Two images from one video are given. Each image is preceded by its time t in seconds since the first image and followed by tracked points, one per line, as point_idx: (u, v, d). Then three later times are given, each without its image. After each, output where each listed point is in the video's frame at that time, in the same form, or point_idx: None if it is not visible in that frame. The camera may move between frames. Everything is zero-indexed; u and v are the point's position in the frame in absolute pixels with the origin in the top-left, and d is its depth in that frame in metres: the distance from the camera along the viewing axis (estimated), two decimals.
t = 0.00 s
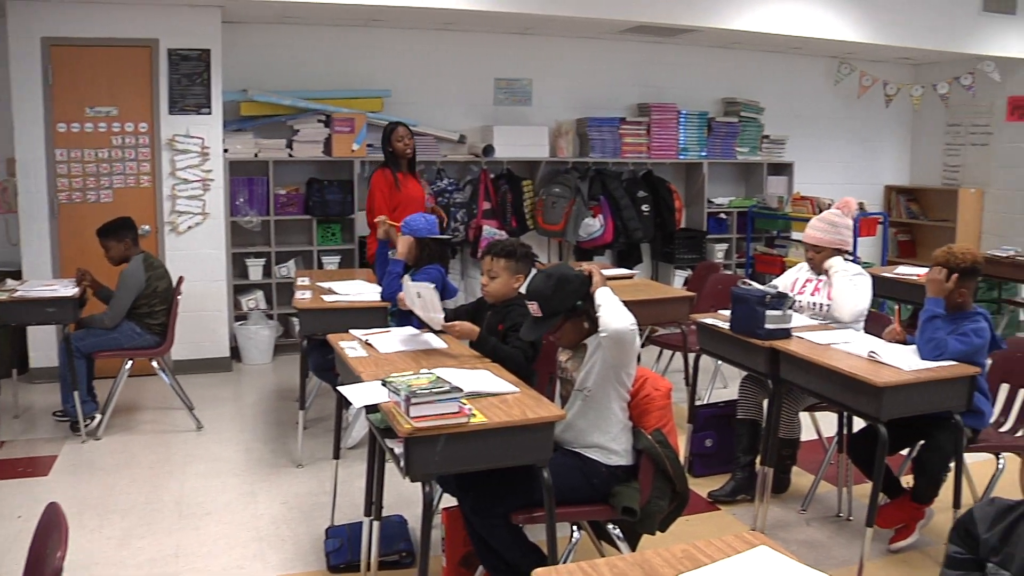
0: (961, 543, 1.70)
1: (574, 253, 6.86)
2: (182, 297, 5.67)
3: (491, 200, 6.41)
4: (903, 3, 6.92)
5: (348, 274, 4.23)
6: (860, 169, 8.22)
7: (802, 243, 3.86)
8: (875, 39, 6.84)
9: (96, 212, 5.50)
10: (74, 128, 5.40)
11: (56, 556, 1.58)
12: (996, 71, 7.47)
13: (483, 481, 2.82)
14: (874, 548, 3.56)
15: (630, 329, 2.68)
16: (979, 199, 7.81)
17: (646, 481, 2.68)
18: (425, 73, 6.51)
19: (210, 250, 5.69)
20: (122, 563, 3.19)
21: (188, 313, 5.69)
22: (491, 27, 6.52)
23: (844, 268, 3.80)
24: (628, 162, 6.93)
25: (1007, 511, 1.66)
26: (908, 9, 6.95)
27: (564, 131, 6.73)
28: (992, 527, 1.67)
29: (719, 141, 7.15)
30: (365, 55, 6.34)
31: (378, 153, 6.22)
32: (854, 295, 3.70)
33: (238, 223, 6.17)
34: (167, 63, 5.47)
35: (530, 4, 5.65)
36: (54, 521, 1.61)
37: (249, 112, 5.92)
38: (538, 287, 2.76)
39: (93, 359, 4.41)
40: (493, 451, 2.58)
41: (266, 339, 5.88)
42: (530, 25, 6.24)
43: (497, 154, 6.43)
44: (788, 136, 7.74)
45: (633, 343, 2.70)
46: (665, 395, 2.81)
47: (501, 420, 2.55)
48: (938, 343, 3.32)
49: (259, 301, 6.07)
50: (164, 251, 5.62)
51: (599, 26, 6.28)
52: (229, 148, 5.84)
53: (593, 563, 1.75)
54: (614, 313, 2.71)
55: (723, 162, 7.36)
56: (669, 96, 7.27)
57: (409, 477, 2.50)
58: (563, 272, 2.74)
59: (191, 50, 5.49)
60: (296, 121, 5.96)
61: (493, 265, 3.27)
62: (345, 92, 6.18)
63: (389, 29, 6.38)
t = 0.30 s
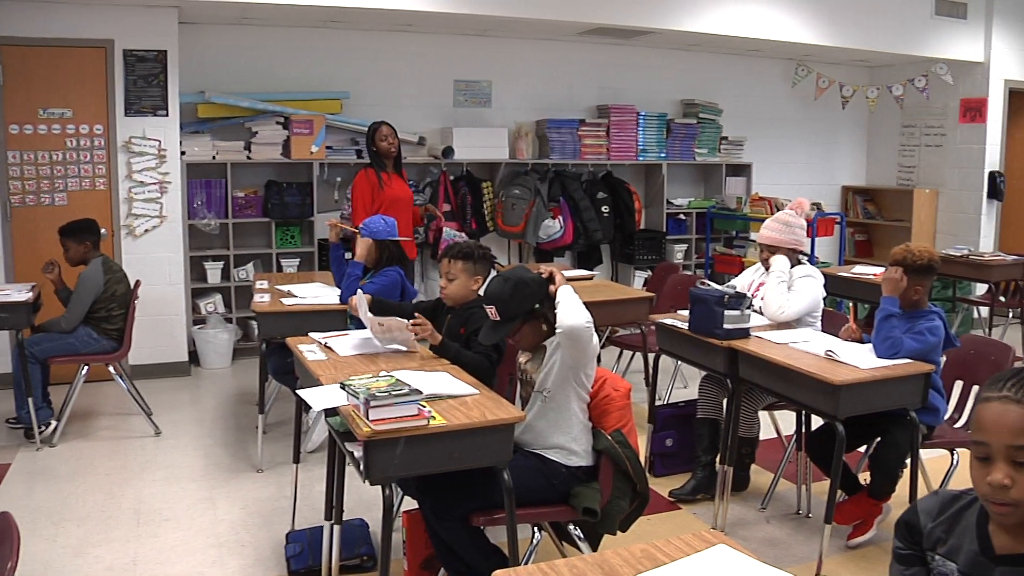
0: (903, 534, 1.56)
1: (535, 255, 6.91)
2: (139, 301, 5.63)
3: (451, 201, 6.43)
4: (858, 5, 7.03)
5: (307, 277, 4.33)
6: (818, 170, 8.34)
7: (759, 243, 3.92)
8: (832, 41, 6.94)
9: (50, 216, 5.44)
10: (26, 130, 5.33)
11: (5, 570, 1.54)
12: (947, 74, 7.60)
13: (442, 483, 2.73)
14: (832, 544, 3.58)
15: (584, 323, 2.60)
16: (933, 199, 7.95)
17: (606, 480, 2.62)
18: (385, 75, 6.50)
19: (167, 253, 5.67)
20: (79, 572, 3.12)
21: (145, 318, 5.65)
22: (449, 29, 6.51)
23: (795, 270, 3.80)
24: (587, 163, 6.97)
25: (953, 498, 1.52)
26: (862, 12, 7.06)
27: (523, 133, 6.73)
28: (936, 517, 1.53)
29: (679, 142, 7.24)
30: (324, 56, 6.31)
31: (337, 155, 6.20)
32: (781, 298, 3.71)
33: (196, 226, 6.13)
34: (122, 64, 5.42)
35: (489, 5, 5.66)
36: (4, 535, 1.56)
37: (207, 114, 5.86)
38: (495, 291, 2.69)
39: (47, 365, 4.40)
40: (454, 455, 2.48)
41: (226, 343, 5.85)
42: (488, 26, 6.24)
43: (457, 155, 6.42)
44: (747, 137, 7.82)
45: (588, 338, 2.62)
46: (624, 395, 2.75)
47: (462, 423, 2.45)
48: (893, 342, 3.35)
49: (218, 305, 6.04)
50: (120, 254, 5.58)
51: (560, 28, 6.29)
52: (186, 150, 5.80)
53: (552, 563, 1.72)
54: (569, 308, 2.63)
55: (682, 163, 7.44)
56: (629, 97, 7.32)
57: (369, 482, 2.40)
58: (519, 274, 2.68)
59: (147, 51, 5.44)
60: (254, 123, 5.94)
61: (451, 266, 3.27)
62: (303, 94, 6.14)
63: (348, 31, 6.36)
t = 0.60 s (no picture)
0: (871, 530, 1.58)
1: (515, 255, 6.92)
2: (117, 304, 5.61)
3: (431, 201, 6.42)
4: (836, 6, 7.07)
5: (286, 278, 4.34)
6: (797, 171, 8.39)
7: (735, 243, 3.95)
8: (810, 43, 6.98)
9: (27, 218, 5.41)
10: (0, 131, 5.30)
11: None
12: (924, 75, 7.65)
13: (421, 484, 2.71)
14: (812, 543, 3.59)
15: (569, 317, 2.56)
16: (911, 199, 8.01)
17: (585, 478, 2.63)
18: (364, 76, 6.49)
19: (145, 255, 5.64)
20: None
21: (123, 320, 5.63)
22: (429, 29, 6.49)
23: (769, 275, 3.84)
24: (567, 164, 6.99)
25: (919, 493, 1.54)
26: (839, 13, 7.10)
27: (503, 133, 6.72)
28: (903, 511, 1.55)
29: (658, 143, 7.27)
30: (303, 57, 6.29)
31: (315, 156, 6.19)
32: (759, 306, 3.71)
33: (174, 228, 6.10)
34: (99, 65, 5.38)
35: (467, 5, 5.65)
36: None
37: (185, 115, 5.86)
38: (474, 294, 2.65)
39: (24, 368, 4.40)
40: (433, 455, 2.46)
41: (205, 344, 5.83)
42: (468, 27, 6.24)
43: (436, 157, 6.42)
44: (726, 138, 7.86)
45: (570, 329, 2.57)
46: (604, 395, 2.72)
47: (440, 423, 2.43)
48: (872, 342, 3.36)
49: (197, 307, 6.02)
50: (97, 256, 5.55)
51: (541, 28, 6.29)
52: (164, 151, 5.78)
53: (531, 563, 1.72)
54: (553, 301, 2.59)
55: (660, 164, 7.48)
56: (608, 97, 7.34)
57: (348, 483, 2.39)
58: (499, 276, 2.65)
59: (124, 51, 5.41)
60: (233, 124, 5.93)
61: (425, 270, 3.21)
62: (282, 95, 6.13)
63: (327, 32, 6.34)
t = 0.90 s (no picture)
0: (850, 533, 1.59)
1: (501, 258, 6.96)
2: (101, 308, 5.58)
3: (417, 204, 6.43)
4: (820, 11, 7.10)
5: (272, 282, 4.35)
6: (782, 173, 8.42)
7: (719, 245, 3.95)
8: (794, 47, 7.01)
9: (10, 222, 5.38)
10: None
11: None
12: (907, 78, 7.69)
13: (407, 488, 2.69)
14: (799, 544, 3.60)
15: (564, 312, 2.56)
16: (895, 201, 8.05)
17: (571, 482, 2.63)
18: (349, 79, 6.48)
19: (130, 258, 5.62)
20: None
21: (107, 324, 5.61)
22: (414, 32, 6.49)
23: (754, 276, 3.83)
24: (553, 166, 7.00)
25: (894, 493, 1.55)
26: (822, 17, 7.13)
27: (488, 137, 6.76)
28: (880, 511, 1.56)
29: (643, 146, 7.29)
30: (289, 60, 6.28)
31: (301, 159, 6.18)
32: (745, 307, 3.73)
33: (159, 232, 6.08)
34: (82, 68, 5.36)
35: (452, 8, 5.65)
36: None
37: (169, 119, 5.85)
38: (461, 297, 2.67)
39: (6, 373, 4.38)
40: (418, 459, 2.45)
41: (189, 348, 5.81)
42: (453, 30, 6.25)
43: (422, 160, 6.44)
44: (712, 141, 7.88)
45: (564, 326, 2.57)
46: (589, 398, 2.72)
47: (425, 427, 2.43)
48: (857, 343, 3.37)
49: (182, 310, 6.00)
50: (81, 260, 5.53)
51: (525, 32, 6.30)
52: (149, 155, 5.76)
53: (516, 567, 1.70)
54: (547, 297, 2.59)
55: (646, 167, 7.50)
56: (594, 100, 7.36)
57: (334, 487, 2.38)
58: (485, 279, 2.67)
59: (109, 54, 5.39)
60: (218, 127, 5.92)
61: (406, 276, 3.23)
62: (267, 98, 6.12)
63: (312, 35, 6.33)
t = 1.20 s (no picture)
0: (852, 531, 1.59)
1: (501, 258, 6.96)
2: (101, 307, 5.59)
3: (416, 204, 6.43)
4: (820, 11, 7.10)
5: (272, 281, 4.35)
6: (782, 173, 8.42)
7: (721, 245, 3.94)
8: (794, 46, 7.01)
9: (9, 221, 5.38)
10: None
11: None
12: (907, 78, 7.68)
13: (407, 487, 2.69)
14: (798, 544, 3.60)
15: (564, 311, 2.56)
16: (895, 200, 8.04)
17: (571, 481, 2.63)
18: (349, 78, 6.48)
19: (130, 258, 5.62)
20: None
21: (107, 323, 5.61)
22: (414, 32, 6.49)
23: (758, 276, 3.80)
24: (553, 166, 7.00)
25: (895, 489, 1.55)
26: (823, 16, 7.12)
27: (488, 136, 6.76)
28: (880, 507, 1.56)
29: (643, 145, 7.29)
30: (288, 59, 6.28)
31: (301, 159, 6.17)
32: (748, 307, 3.73)
33: (159, 231, 6.08)
34: (83, 67, 5.36)
35: (453, 8, 5.65)
36: None
37: (169, 118, 5.85)
38: (462, 296, 2.65)
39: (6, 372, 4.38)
40: (418, 458, 2.45)
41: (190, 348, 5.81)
42: (453, 30, 6.25)
43: (422, 159, 6.44)
44: (712, 140, 7.88)
45: (565, 325, 2.57)
46: (589, 398, 2.72)
47: (424, 427, 2.43)
48: (855, 342, 3.37)
49: (181, 310, 6.00)
50: (81, 259, 5.53)
51: (526, 32, 6.30)
52: (149, 154, 5.76)
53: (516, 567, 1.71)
54: (547, 296, 2.58)
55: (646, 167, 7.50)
56: (594, 100, 7.36)
57: (334, 486, 2.38)
58: (486, 279, 2.65)
59: (109, 53, 5.39)
60: (218, 126, 5.92)
61: (404, 278, 3.22)
62: (267, 97, 6.12)
63: (312, 34, 6.33)
